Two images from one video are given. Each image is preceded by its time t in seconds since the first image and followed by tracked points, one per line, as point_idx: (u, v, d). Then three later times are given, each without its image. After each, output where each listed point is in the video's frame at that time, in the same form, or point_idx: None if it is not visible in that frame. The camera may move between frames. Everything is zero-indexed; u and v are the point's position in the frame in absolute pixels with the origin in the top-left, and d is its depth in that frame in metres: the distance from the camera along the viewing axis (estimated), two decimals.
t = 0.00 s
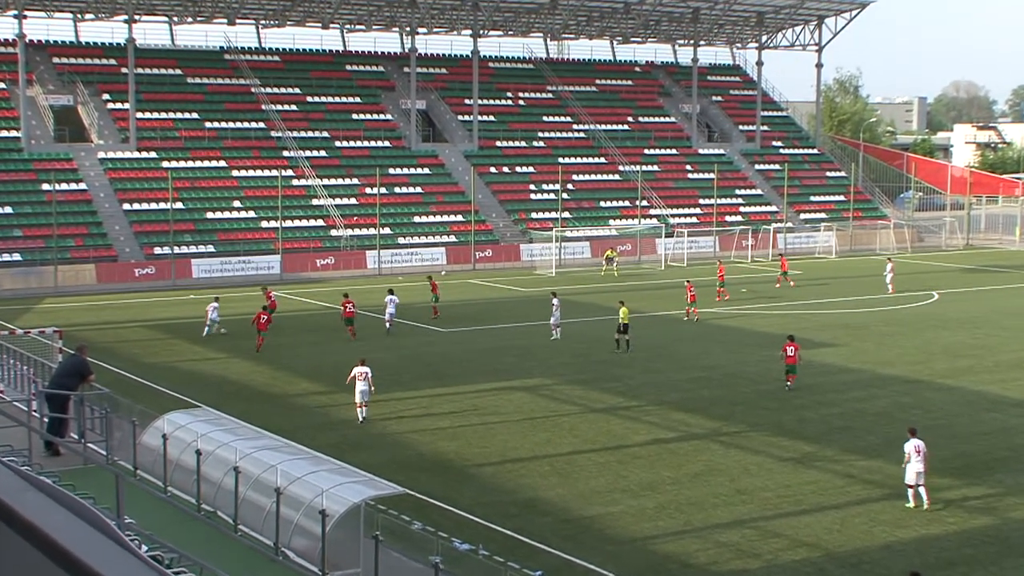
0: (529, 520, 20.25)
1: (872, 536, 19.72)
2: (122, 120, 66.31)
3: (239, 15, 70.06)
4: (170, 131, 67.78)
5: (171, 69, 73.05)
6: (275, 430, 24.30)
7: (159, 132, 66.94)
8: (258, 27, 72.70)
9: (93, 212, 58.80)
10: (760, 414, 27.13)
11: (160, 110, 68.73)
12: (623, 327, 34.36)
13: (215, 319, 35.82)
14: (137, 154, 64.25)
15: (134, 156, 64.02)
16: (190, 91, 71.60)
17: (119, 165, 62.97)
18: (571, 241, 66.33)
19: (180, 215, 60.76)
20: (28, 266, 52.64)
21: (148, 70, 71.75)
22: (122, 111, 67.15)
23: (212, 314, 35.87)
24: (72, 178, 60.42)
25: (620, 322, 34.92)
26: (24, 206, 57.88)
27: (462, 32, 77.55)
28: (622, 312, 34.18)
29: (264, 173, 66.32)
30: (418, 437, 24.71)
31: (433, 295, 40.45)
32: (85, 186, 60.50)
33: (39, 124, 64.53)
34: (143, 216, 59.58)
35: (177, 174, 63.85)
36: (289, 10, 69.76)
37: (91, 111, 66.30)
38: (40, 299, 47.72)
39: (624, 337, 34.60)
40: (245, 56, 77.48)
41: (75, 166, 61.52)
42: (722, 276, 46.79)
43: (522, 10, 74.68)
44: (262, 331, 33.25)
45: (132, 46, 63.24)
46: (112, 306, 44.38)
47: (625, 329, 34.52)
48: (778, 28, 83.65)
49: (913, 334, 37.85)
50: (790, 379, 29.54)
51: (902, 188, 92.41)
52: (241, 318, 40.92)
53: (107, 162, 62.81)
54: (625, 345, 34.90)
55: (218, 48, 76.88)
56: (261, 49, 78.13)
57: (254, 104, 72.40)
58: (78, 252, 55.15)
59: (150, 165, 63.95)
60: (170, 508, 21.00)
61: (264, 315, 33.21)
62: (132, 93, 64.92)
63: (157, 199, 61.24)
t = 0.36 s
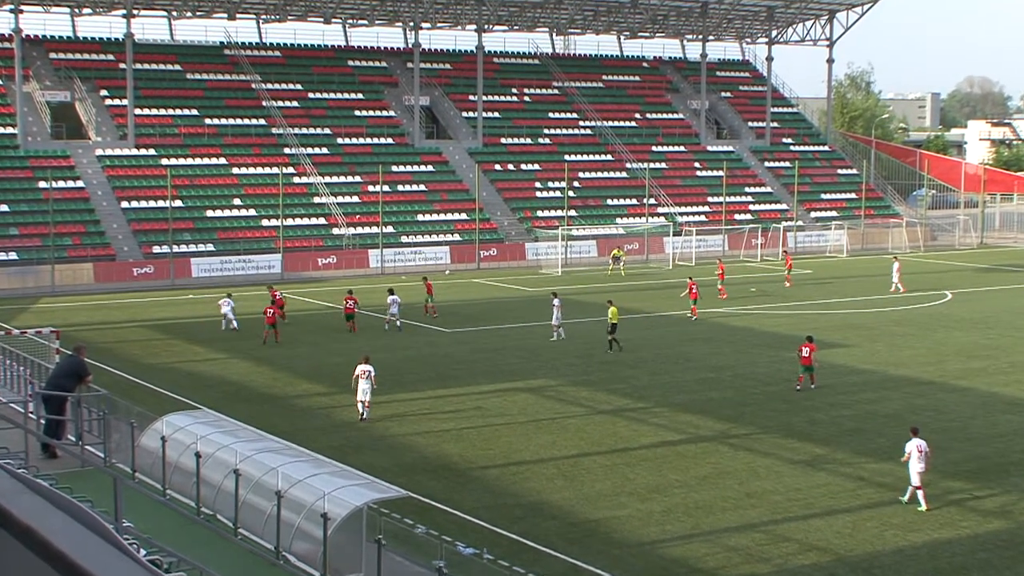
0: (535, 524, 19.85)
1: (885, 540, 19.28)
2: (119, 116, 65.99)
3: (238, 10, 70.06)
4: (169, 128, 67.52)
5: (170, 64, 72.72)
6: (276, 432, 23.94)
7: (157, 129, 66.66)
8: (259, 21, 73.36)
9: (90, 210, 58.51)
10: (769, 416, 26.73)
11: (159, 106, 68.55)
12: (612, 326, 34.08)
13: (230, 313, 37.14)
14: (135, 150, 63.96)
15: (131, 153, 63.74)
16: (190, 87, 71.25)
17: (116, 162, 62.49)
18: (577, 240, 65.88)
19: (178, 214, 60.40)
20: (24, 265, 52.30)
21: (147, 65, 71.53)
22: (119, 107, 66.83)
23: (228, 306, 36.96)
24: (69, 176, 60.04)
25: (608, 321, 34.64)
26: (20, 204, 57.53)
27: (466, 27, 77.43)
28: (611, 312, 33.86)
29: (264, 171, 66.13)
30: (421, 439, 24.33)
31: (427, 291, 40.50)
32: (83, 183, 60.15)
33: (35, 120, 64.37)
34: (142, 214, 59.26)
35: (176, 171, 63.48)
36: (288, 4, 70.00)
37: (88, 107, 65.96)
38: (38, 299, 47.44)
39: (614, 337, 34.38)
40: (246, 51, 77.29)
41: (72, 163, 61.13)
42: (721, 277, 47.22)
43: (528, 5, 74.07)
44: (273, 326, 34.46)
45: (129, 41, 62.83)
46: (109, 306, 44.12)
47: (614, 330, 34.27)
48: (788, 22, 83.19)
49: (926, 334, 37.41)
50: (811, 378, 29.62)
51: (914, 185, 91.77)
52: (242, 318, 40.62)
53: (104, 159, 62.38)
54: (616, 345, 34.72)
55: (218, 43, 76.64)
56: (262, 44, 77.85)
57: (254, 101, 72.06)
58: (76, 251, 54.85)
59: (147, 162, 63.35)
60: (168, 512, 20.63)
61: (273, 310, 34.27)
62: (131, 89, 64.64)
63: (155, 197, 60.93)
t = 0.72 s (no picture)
0: (534, 525, 19.63)
1: (888, 541, 19.05)
2: (114, 113, 65.78)
3: (233, 6, 69.98)
4: (164, 125, 67.33)
5: (165, 60, 72.65)
6: (272, 433, 23.75)
7: (152, 127, 66.46)
8: (256, 17, 73.18)
9: (85, 207, 58.29)
10: (771, 416, 26.51)
11: (154, 103, 68.45)
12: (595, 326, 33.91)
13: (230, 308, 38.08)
14: (130, 148, 63.74)
15: (126, 151, 63.55)
16: (186, 84, 71.33)
17: (110, 160, 62.38)
18: (576, 238, 65.62)
19: (173, 212, 60.14)
20: (17, 265, 52.07)
21: (141, 62, 71.42)
22: (113, 104, 66.60)
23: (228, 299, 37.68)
24: (62, 173, 59.85)
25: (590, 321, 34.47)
26: (12, 202, 57.34)
27: (465, 23, 76.22)
28: (589, 312, 33.60)
29: (260, 168, 65.96)
30: (418, 440, 24.14)
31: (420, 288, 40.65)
32: (76, 181, 59.95)
33: (28, 118, 64.18)
34: (136, 212, 59.02)
35: (170, 169, 63.20)
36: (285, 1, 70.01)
37: (82, 104, 65.77)
38: (31, 298, 47.27)
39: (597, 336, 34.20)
40: (241, 47, 77.18)
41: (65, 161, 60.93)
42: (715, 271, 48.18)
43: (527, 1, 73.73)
44: (275, 319, 35.21)
45: (123, 37, 62.64)
46: (103, 305, 43.90)
47: (596, 329, 34.07)
48: (790, 18, 82.89)
49: (929, 333, 37.15)
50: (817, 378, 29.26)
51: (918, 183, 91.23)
52: (238, 317, 40.41)
53: (98, 157, 62.28)
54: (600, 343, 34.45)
55: (214, 39, 76.58)
56: (258, 41, 77.88)
57: (250, 98, 72.26)
58: (69, 250, 54.61)
59: (144, 159, 63.37)
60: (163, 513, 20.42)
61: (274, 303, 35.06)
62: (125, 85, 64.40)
63: (150, 195, 60.77)
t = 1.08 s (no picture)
0: (533, 525, 19.56)
1: (887, 541, 18.98)
2: (110, 112, 65.67)
3: (231, 4, 69.80)
4: (161, 123, 67.23)
5: (162, 58, 72.54)
6: (269, 433, 23.68)
7: (149, 125, 66.36)
8: (254, 15, 73.06)
9: (82, 206, 58.22)
10: (770, 416, 26.44)
11: (151, 102, 68.38)
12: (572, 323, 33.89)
13: (233, 302, 39.34)
14: (127, 147, 63.67)
15: (123, 149, 63.47)
16: (183, 82, 71.18)
17: (107, 159, 62.37)
18: (575, 237, 65.67)
19: (171, 211, 60.11)
20: (14, 264, 52.03)
21: (138, 60, 71.28)
22: (110, 102, 66.51)
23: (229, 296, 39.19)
24: (59, 172, 59.82)
25: (568, 319, 34.63)
26: (9, 200, 57.22)
27: (463, 21, 76.08)
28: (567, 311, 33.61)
29: (257, 167, 65.88)
30: (416, 439, 24.07)
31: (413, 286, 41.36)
32: (73, 180, 59.92)
33: (24, 116, 64.05)
34: (133, 212, 58.96)
35: (168, 168, 63.16)
36: None
37: (79, 103, 65.73)
38: (26, 298, 47.10)
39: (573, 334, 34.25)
40: (238, 46, 77.07)
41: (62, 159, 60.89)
42: (704, 271, 49.31)
43: None
44: (273, 314, 36.42)
45: (120, 35, 62.44)
46: (99, 305, 43.81)
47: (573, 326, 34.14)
48: (789, 16, 82.78)
49: (929, 332, 37.13)
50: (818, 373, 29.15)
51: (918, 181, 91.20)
52: (236, 316, 40.29)
53: (95, 156, 62.26)
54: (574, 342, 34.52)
55: (211, 37, 76.39)
56: (255, 39, 77.74)
57: (248, 96, 72.02)
58: (66, 249, 54.57)
59: (141, 158, 63.32)
60: (161, 513, 20.35)
61: (274, 296, 36.25)
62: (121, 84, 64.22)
63: (147, 194, 60.72)
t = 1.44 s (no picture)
0: (532, 525, 19.55)
1: (886, 541, 18.97)
2: (109, 111, 65.70)
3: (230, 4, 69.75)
4: (160, 123, 67.24)
5: (161, 58, 72.56)
6: (268, 433, 23.67)
7: (148, 124, 66.40)
8: (253, 15, 73.03)
9: (81, 206, 58.22)
10: (769, 416, 26.43)
11: (150, 101, 68.40)
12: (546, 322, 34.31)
13: (236, 297, 40.57)
14: (126, 146, 63.67)
15: (122, 148, 63.49)
16: (182, 82, 71.18)
17: (106, 158, 62.42)
18: (574, 236, 65.71)
19: (170, 210, 60.13)
20: (13, 263, 52.04)
21: (137, 60, 71.28)
22: (109, 102, 66.56)
23: (234, 295, 40.83)
24: (58, 172, 59.90)
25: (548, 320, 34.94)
26: (8, 200, 57.26)
27: (462, 20, 76.05)
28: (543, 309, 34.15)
29: (256, 167, 65.86)
30: (415, 439, 24.07)
31: (410, 285, 41.47)
32: (72, 180, 59.98)
33: (23, 116, 63.95)
34: (132, 211, 58.95)
35: (167, 167, 63.19)
36: None
37: (78, 102, 65.82)
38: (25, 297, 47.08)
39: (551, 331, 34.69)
40: (237, 45, 77.07)
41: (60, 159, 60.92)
42: (694, 270, 49.83)
43: None
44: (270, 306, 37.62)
45: (119, 35, 62.44)
46: (98, 304, 43.79)
47: (551, 324, 34.69)
48: (788, 15, 82.73)
49: (928, 331, 37.15)
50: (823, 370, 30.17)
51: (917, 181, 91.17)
52: (235, 316, 40.27)
53: (94, 155, 62.31)
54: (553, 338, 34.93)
55: (210, 37, 76.36)
56: (254, 39, 77.71)
57: (247, 96, 72.02)
58: (65, 249, 54.57)
59: (140, 158, 63.35)
60: (160, 513, 20.35)
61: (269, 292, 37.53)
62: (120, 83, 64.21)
63: (146, 193, 60.76)
